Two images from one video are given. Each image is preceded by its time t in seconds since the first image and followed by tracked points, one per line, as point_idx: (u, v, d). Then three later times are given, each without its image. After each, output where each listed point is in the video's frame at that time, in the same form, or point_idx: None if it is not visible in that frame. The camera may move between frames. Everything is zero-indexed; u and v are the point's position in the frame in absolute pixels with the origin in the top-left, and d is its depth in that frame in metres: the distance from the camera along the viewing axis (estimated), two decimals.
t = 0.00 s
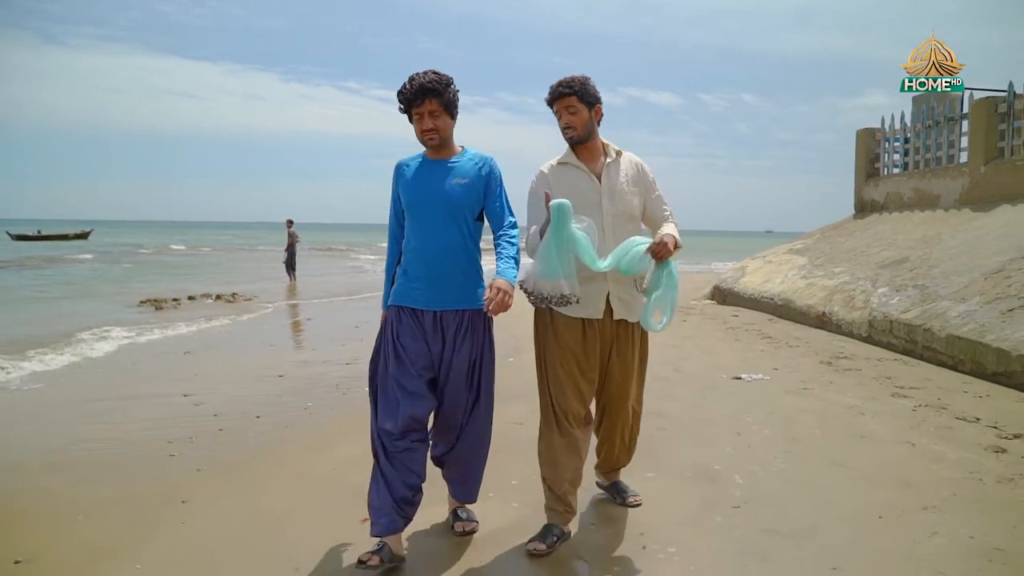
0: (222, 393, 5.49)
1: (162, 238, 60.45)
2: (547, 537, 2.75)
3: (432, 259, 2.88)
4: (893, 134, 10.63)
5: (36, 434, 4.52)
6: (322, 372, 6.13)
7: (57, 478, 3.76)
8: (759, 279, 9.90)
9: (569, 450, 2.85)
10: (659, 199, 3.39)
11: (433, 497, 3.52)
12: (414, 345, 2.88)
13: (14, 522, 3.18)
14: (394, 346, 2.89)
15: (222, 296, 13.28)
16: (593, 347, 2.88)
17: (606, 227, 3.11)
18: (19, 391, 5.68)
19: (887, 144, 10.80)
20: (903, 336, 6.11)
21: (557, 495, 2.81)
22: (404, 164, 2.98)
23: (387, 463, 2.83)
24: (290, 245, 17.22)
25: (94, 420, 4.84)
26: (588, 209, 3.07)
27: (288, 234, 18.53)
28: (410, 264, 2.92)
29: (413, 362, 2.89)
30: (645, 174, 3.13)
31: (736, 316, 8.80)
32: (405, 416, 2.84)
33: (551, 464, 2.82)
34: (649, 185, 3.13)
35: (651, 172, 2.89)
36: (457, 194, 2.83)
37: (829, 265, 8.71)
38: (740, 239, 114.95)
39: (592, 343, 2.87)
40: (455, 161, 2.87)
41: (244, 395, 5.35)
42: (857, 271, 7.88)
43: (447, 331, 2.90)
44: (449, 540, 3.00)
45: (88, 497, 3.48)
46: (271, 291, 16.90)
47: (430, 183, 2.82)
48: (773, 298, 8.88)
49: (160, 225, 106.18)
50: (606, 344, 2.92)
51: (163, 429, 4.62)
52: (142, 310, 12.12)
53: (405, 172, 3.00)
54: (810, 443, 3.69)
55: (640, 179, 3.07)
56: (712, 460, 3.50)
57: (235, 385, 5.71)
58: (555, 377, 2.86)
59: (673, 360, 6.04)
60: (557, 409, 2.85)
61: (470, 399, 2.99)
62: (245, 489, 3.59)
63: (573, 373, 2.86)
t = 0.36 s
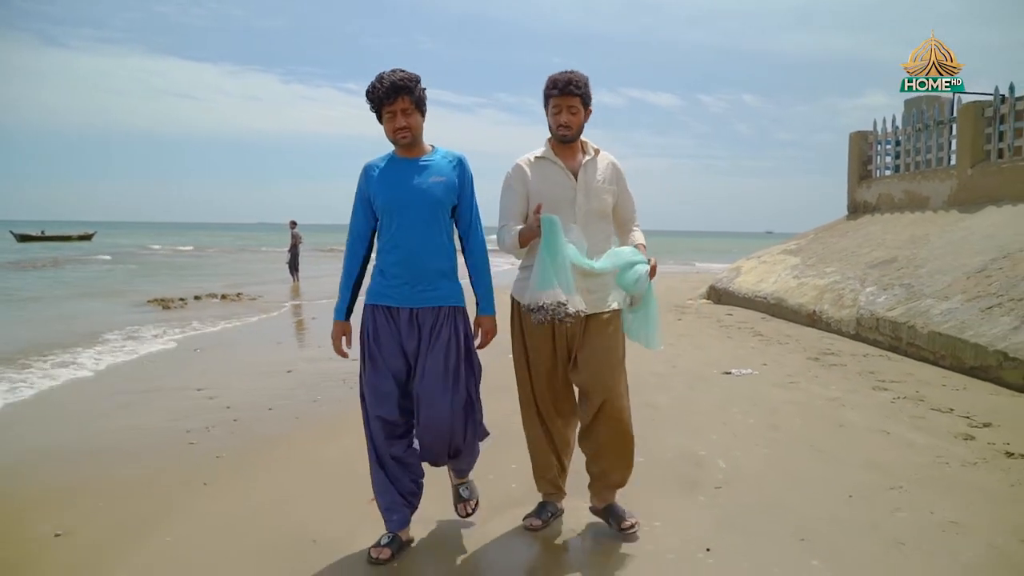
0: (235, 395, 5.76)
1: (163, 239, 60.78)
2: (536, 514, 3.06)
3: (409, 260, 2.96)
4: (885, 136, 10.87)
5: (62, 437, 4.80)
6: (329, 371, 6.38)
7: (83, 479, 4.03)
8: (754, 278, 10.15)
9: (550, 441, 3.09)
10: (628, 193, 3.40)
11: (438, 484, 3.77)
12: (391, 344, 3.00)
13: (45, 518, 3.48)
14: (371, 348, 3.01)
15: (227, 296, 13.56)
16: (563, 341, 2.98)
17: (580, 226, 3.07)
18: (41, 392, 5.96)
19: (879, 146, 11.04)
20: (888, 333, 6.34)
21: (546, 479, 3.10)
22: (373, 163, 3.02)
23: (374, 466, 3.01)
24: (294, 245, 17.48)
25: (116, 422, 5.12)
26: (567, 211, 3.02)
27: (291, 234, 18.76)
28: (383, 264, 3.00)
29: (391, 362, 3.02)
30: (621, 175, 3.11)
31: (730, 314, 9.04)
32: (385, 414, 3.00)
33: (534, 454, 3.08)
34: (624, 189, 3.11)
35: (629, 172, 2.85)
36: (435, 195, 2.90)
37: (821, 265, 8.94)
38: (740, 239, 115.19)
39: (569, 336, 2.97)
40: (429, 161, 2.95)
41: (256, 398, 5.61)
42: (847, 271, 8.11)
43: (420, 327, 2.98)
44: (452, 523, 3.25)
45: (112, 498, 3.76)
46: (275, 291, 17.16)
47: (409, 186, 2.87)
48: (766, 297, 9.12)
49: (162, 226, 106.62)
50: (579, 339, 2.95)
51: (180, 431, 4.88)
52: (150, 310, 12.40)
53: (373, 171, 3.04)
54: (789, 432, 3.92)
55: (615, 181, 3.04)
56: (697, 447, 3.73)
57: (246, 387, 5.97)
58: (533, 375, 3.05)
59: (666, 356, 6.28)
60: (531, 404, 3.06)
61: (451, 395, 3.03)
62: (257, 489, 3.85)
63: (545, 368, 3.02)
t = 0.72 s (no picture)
0: (246, 392, 6.02)
1: (166, 239, 61.09)
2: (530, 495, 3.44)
3: (396, 266, 3.04)
4: (879, 139, 11.10)
5: (83, 430, 5.07)
6: (335, 369, 6.64)
7: (106, 468, 4.29)
8: (748, 278, 10.40)
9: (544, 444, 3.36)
10: (635, 218, 3.53)
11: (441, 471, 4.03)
12: (375, 347, 3.13)
13: (70, 505, 3.73)
14: (359, 351, 3.18)
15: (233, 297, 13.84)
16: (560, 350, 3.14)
17: (580, 238, 3.17)
18: (61, 389, 6.23)
19: (872, 149, 11.28)
20: (874, 331, 6.59)
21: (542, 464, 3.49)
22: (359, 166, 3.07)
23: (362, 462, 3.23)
24: (298, 246, 17.75)
25: (133, 417, 5.39)
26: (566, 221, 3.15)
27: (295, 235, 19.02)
28: (370, 270, 3.08)
29: (376, 365, 3.16)
30: (627, 194, 3.19)
31: (724, 313, 9.30)
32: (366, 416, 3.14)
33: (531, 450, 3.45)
34: (629, 207, 3.19)
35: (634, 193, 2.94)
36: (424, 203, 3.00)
37: (813, 265, 9.19)
38: (742, 240, 115.41)
39: (565, 347, 3.12)
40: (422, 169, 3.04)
41: (266, 395, 5.87)
42: (837, 271, 8.36)
43: (394, 331, 3.06)
44: (454, 506, 3.51)
45: (132, 486, 4.02)
46: (279, 291, 17.43)
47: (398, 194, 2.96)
48: (760, 297, 9.38)
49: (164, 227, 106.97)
50: (575, 350, 3.10)
51: (195, 425, 5.14)
52: (158, 310, 12.68)
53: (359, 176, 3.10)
54: (771, 421, 4.18)
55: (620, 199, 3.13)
56: (682, 436, 3.99)
57: (256, 385, 6.24)
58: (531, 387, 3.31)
59: (660, 353, 6.53)
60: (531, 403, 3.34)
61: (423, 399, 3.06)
62: (267, 476, 4.10)
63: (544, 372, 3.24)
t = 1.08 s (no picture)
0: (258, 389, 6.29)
1: (167, 239, 61.36)
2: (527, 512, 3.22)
3: (402, 265, 3.17)
4: (873, 141, 11.34)
5: (106, 423, 5.36)
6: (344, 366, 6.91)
7: (132, 459, 4.57)
8: (744, 277, 10.66)
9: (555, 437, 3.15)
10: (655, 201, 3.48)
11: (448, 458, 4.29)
12: (380, 344, 3.23)
13: (81, 502, 3.92)
14: (362, 346, 3.25)
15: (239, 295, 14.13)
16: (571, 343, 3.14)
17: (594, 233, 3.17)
18: (80, 386, 6.51)
19: (867, 151, 11.52)
20: (862, 328, 6.84)
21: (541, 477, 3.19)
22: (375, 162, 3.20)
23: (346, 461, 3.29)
24: (302, 247, 18.03)
25: (153, 411, 5.67)
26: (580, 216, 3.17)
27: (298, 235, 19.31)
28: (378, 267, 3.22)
29: (379, 360, 3.24)
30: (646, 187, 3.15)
31: (719, 311, 9.57)
32: (370, 411, 3.22)
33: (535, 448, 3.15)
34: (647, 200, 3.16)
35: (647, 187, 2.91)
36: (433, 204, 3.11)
37: (806, 265, 9.45)
38: (742, 240, 115.71)
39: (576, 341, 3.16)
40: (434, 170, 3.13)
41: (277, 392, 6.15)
42: (828, 271, 8.62)
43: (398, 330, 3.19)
44: (460, 490, 3.78)
45: (154, 478, 4.28)
46: (283, 291, 17.72)
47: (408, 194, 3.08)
48: (754, 295, 9.65)
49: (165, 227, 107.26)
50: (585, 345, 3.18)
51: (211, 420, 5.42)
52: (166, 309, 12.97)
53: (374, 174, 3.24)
54: (758, 412, 4.43)
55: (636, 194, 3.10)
56: (674, 424, 4.25)
57: (267, 382, 6.50)
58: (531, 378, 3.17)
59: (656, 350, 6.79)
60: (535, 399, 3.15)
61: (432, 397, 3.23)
62: (282, 467, 4.37)
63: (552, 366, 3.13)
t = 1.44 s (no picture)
0: (268, 386, 6.53)
1: (168, 238, 61.59)
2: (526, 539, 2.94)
3: (404, 267, 3.14)
4: (866, 143, 11.58)
5: (123, 417, 5.59)
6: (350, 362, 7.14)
7: (150, 453, 4.79)
8: (739, 276, 10.89)
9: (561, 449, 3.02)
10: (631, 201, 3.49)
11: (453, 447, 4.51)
12: (388, 351, 3.15)
13: (91, 498, 4.08)
14: (368, 353, 3.14)
15: (244, 294, 14.38)
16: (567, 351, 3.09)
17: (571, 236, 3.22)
18: (96, 383, 6.76)
19: (860, 153, 11.76)
20: (851, 324, 7.07)
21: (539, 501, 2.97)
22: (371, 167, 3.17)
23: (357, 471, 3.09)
24: (304, 247, 18.26)
25: (167, 406, 5.91)
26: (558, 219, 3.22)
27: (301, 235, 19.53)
28: (378, 271, 3.18)
29: (388, 368, 3.16)
30: (621, 188, 3.19)
31: (715, 308, 9.80)
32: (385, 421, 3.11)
33: (545, 460, 2.96)
34: (622, 202, 3.20)
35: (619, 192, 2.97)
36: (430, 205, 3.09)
37: (800, 263, 9.68)
38: (742, 239, 115.95)
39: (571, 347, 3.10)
40: (429, 170, 3.10)
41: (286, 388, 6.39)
42: (821, 270, 8.83)
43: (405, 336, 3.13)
44: (463, 475, 4.00)
45: (173, 469, 4.51)
46: (286, 290, 17.98)
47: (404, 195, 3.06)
48: (749, 293, 9.88)
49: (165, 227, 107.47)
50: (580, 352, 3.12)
51: (224, 414, 5.65)
52: (173, 307, 13.22)
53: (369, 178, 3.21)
54: (747, 402, 4.65)
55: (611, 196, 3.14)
56: (667, 414, 4.47)
57: (276, 379, 6.74)
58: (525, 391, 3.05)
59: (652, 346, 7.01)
60: (533, 409, 3.01)
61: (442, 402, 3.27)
62: (295, 461, 4.61)
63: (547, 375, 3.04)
